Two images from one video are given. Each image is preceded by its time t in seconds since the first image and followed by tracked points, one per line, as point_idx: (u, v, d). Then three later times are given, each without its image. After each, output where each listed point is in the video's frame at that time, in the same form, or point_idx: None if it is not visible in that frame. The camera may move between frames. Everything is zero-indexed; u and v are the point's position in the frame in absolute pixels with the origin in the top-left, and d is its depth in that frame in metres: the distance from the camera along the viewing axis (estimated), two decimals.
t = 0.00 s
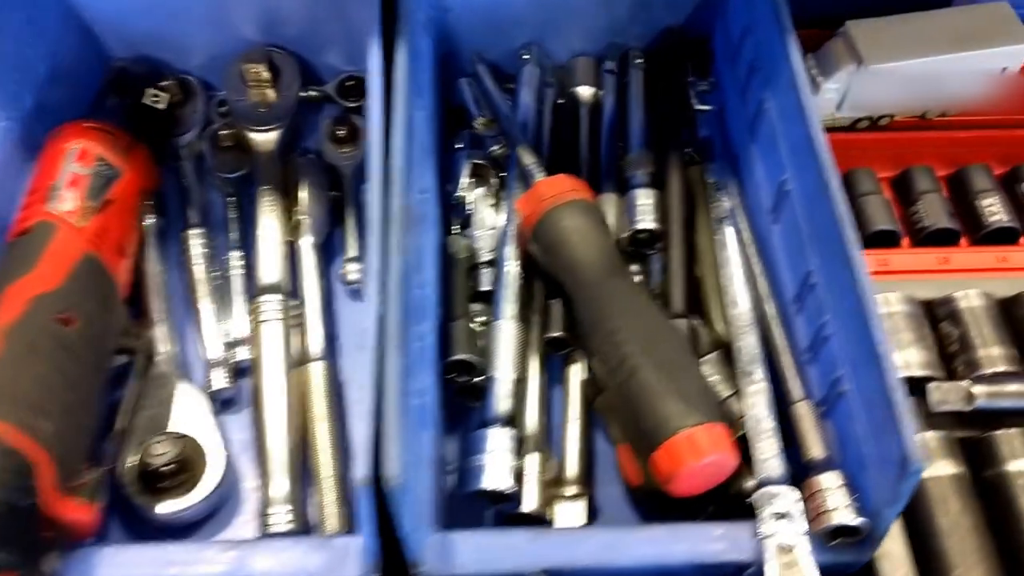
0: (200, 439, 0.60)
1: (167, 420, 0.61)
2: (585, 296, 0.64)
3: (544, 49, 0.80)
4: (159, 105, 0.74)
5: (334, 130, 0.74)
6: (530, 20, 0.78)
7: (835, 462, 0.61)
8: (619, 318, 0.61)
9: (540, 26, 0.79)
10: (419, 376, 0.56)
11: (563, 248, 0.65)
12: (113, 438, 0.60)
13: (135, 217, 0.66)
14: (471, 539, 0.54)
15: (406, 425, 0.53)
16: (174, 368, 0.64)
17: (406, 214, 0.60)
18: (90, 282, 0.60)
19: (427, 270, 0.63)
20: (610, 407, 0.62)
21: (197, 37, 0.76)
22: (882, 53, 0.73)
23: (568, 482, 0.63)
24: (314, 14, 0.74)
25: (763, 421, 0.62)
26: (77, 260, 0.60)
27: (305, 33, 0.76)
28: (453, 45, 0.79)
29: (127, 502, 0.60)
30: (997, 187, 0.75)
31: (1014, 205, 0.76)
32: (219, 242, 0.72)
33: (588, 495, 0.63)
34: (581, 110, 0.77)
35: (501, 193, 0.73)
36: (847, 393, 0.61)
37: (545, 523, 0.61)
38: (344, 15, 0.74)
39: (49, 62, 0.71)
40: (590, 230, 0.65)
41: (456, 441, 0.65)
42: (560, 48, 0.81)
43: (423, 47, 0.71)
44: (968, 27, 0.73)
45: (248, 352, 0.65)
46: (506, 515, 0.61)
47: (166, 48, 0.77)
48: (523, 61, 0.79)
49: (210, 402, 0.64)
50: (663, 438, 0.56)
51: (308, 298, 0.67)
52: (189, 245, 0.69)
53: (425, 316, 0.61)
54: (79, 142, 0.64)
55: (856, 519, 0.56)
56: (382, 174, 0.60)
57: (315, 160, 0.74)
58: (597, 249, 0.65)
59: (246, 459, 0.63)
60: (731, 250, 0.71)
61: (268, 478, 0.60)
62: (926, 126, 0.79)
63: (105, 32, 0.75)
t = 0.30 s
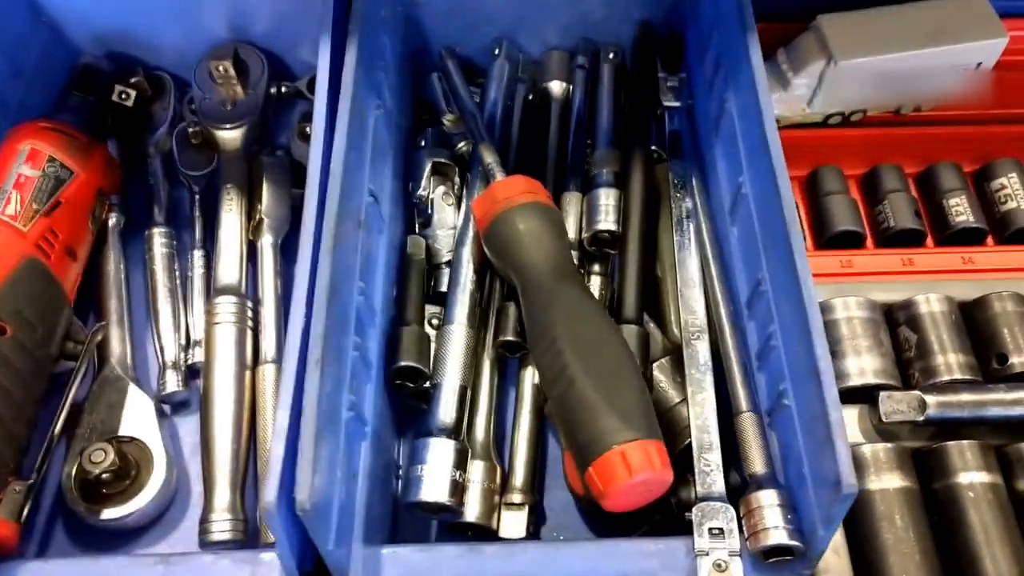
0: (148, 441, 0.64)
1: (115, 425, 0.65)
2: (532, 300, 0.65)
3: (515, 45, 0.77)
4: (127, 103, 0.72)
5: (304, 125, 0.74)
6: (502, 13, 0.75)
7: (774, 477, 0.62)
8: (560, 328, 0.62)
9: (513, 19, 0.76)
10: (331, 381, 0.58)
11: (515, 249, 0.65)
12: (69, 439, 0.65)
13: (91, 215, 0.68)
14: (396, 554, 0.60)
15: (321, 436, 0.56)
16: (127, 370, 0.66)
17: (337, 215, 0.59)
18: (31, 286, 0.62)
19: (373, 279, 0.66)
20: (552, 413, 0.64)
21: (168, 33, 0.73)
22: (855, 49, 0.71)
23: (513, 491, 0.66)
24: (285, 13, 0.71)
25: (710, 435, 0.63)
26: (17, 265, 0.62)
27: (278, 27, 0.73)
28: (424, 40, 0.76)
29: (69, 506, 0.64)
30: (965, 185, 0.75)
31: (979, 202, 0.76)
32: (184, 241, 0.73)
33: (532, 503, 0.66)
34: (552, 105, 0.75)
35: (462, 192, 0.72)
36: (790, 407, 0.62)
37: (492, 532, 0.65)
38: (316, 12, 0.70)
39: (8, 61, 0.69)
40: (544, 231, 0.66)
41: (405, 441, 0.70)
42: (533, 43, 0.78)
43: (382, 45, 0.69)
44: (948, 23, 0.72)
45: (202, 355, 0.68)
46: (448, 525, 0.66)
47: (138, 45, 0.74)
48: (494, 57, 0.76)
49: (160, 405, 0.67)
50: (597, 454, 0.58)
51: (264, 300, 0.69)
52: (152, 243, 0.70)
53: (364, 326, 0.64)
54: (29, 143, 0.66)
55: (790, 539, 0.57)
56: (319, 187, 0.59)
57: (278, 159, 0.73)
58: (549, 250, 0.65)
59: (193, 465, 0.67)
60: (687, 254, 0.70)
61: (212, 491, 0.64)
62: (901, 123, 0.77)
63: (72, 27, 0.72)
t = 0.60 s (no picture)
0: (116, 440, 0.62)
1: (82, 424, 0.62)
2: (500, 299, 0.64)
3: (487, 39, 0.76)
4: (98, 100, 0.69)
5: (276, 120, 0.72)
6: (473, 8, 0.74)
7: (742, 482, 0.60)
8: (524, 330, 0.61)
9: (485, 14, 0.75)
10: (292, 381, 0.56)
11: (482, 249, 0.65)
12: (35, 437, 0.63)
13: (60, 213, 0.66)
14: (358, 556, 0.60)
15: (280, 433, 0.54)
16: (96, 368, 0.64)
17: (299, 217, 0.59)
18: None
19: (339, 279, 0.65)
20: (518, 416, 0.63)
21: (135, 30, 0.70)
22: (833, 45, 0.70)
23: (482, 492, 0.64)
24: (257, 10, 0.69)
25: (678, 438, 0.61)
26: None
27: (248, 24, 0.70)
28: (396, 35, 0.75)
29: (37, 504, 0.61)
30: (944, 184, 0.73)
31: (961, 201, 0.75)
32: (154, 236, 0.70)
33: (502, 505, 0.64)
34: (525, 102, 0.75)
35: (433, 188, 0.71)
36: (758, 411, 0.61)
37: (460, 534, 0.63)
38: (284, 12, 0.68)
39: None
40: (511, 231, 0.65)
41: (376, 437, 0.69)
42: (506, 39, 0.78)
43: (349, 42, 0.68)
44: (927, 19, 0.70)
45: (171, 352, 0.65)
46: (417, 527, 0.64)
47: (109, 41, 0.71)
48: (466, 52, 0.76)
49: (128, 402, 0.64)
50: (561, 458, 0.57)
51: (233, 295, 0.67)
52: (121, 239, 0.67)
53: (327, 327, 0.62)
54: None
55: (756, 547, 0.56)
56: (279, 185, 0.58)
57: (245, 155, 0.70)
58: (516, 251, 0.64)
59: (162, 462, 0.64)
60: (659, 254, 0.68)
61: (178, 487, 0.61)
62: (881, 118, 0.77)
63: (42, 22, 0.70)
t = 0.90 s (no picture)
0: (99, 445, 0.61)
1: (66, 429, 0.61)
2: (485, 302, 0.63)
3: (475, 40, 0.75)
4: (83, 101, 0.68)
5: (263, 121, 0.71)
6: (461, 8, 0.73)
7: (728, 488, 0.59)
8: (508, 333, 0.60)
9: (472, 14, 0.74)
10: (273, 384, 0.55)
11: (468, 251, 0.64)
12: (19, 443, 0.62)
13: (43, 215, 0.65)
14: (340, 561, 0.57)
15: (260, 435, 0.53)
16: (78, 373, 0.63)
17: (280, 217, 0.57)
18: None
19: (322, 283, 0.64)
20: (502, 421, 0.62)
21: (119, 29, 0.70)
22: (824, 43, 0.69)
23: (466, 498, 0.63)
24: (241, 10, 0.69)
25: (665, 442, 0.60)
26: None
27: (233, 23, 0.70)
28: (383, 36, 0.75)
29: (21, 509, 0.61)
30: (939, 185, 0.72)
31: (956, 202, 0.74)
32: (139, 240, 0.69)
33: (487, 511, 0.63)
34: (513, 102, 0.74)
35: (419, 190, 0.71)
36: (745, 417, 0.60)
37: (444, 540, 0.62)
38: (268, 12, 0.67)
39: None
40: (498, 233, 0.64)
41: (361, 443, 0.68)
42: (495, 40, 0.77)
43: (334, 43, 0.68)
44: (920, 16, 0.70)
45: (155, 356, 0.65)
46: (402, 533, 0.63)
47: (93, 42, 0.71)
48: (453, 52, 0.75)
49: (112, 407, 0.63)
50: (543, 463, 0.56)
51: (218, 299, 0.66)
52: (106, 243, 0.67)
53: (309, 329, 0.62)
54: None
55: (742, 554, 0.55)
56: (260, 187, 0.57)
57: (231, 157, 0.69)
58: (501, 253, 0.64)
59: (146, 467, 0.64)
60: (646, 256, 0.67)
61: (161, 492, 0.60)
62: (875, 118, 0.76)
63: (26, 23, 0.69)
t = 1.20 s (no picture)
0: (97, 461, 0.62)
1: (64, 446, 0.62)
2: (485, 316, 0.62)
3: (477, 50, 0.75)
4: (82, 115, 0.69)
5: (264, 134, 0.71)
6: (462, 18, 0.73)
7: (730, 507, 0.58)
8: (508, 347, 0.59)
9: (474, 24, 0.74)
10: (272, 401, 0.54)
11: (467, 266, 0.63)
12: (17, 459, 0.63)
13: (42, 230, 0.65)
14: None
15: (258, 452, 0.52)
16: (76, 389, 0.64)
17: (280, 231, 0.56)
18: None
19: (321, 298, 0.64)
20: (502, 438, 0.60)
21: (121, 40, 0.70)
22: (831, 51, 0.68)
23: (465, 515, 0.62)
24: (241, 20, 0.69)
25: (666, 459, 0.59)
26: None
27: (233, 34, 0.70)
28: (383, 47, 0.74)
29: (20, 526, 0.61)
30: (949, 196, 0.71)
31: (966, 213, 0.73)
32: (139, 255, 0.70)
33: (486, 528, 0.63)
34: (515, 114, 0.73)
35: (419, 204, 0.70)
36: (748, 433, 0.59)
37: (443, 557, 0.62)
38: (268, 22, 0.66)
39: None
40: (498, 247, 0.63)
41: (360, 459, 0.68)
42: (497, 50, 0.76)
43: (334, 54, 0.67)
44: (932, 22, 0.68)
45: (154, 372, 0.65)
46: (400, 549, 0.63)
47: (92, 55, 0.71)
48: (454, 63, 0.74)
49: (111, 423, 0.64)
50: (543, 480, 0.54)
51: (217, 315, 0.65)
52: (105, 258, 0.67)
53: (308, 345, 0.61)
54: None
55: (743, 573, 0.54)
56: (259, 203, 0.56)
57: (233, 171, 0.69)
58: (501, 267, 0.62)
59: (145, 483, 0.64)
60: (650, 268, 0.66)
61: (160, 509, 0.60)
62: (885, 127, 0.74)
63: (26, 36, 0.69)
